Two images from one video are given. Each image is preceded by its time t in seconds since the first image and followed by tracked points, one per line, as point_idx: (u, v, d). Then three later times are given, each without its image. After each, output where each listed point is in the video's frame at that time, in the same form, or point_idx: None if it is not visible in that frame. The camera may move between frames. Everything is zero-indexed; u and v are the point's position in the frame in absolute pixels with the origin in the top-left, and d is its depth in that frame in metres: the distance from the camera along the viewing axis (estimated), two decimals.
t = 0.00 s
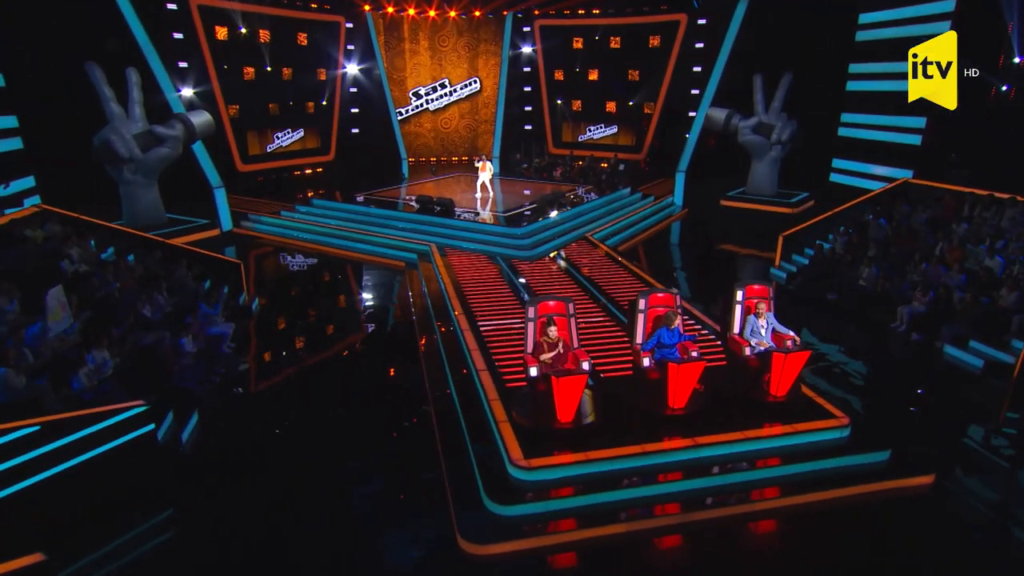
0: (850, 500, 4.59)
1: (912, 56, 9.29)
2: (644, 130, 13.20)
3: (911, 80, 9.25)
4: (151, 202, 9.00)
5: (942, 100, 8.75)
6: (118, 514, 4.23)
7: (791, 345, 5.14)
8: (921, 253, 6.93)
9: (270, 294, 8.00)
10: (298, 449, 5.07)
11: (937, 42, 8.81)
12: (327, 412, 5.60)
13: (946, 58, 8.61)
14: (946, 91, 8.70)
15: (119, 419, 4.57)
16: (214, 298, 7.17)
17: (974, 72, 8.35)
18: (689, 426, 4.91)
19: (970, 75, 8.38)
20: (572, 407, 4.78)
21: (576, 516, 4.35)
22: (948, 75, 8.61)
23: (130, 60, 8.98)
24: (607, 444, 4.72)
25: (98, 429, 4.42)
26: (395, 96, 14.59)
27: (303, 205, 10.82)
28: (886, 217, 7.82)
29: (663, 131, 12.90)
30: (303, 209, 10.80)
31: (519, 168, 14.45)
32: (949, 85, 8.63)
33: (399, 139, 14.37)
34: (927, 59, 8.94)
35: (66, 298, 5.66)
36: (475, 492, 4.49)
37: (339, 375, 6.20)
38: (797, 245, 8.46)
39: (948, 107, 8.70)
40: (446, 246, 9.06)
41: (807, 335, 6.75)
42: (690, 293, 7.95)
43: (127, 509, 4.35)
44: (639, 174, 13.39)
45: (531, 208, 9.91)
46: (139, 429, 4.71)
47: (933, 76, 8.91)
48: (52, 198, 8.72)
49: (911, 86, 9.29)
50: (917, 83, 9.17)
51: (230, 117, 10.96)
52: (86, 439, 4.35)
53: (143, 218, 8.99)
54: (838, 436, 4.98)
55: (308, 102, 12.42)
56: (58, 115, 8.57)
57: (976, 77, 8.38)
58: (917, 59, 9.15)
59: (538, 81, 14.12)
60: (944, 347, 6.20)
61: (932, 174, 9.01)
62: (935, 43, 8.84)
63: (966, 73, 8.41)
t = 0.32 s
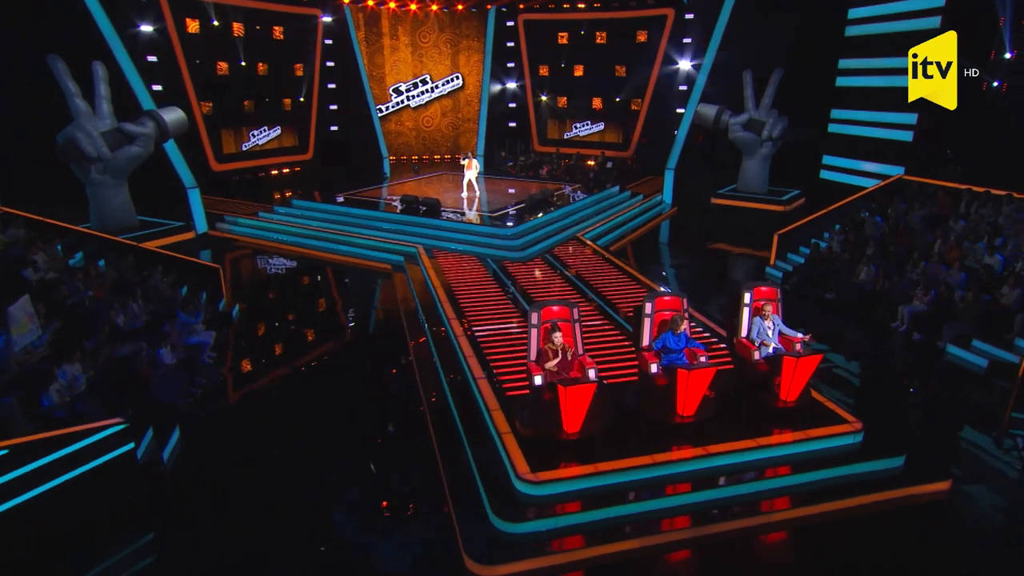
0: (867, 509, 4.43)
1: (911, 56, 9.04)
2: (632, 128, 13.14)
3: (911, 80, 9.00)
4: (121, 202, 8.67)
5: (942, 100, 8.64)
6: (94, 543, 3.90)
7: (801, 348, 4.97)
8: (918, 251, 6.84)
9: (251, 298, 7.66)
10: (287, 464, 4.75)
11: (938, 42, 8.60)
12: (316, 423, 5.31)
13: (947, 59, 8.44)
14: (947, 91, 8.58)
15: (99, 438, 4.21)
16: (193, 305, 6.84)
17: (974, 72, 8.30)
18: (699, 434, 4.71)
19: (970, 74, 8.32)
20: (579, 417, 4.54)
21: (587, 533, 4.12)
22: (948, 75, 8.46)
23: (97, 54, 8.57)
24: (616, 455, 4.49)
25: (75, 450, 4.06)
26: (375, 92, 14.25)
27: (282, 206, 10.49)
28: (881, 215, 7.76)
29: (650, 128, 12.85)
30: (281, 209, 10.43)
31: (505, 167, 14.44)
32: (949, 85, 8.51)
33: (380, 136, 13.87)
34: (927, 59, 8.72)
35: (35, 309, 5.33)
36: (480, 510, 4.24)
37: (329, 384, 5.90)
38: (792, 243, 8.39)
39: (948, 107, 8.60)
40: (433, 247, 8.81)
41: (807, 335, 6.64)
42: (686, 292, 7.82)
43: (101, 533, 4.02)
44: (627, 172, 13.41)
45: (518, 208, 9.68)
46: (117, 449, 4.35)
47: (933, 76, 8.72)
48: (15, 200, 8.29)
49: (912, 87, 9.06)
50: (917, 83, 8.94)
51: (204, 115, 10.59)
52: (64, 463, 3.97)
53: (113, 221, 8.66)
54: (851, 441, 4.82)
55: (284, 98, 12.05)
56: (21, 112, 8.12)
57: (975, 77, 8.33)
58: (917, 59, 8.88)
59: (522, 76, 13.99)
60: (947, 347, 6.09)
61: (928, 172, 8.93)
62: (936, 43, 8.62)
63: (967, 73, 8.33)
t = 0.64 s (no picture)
0: (883, 515, 4.28)
1: (910, 56, 8.99)
2: (616, 125, 13.08)
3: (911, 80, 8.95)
4: (87, 203, 8.24)
5: (943, 100, 8.59)
6: None
7: (810, 351, 4.87)
8: (914, 248, 6.77)
9: (229, 303, 7.31)
10: (278, 482, 4.45)
11: (938, 42, 8.61)
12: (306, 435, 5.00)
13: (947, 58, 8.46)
14: (947, 91, 8.54)
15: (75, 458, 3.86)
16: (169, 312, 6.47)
17: (975, 72, 8.29)
18: (711, 442, 4.53)
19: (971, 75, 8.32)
20: (587, 426, 4.31)
21: (601, 548, 3.89)
22: (949, 75, 8.46)
23: (56, 47, 8.10)
24: (628, 466, 4.27)
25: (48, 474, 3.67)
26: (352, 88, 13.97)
27: (259, 206, 10.10)
28: (874, 212, 7.73)
29: (635, 125, 12.86)
30: (257, 210, 10.05)
31: (489, 165, 14.14)
32: (950, 85, 8.47)
33: (359, 135, 13.66)
34: (927, 59, 8.70)
35: None
36: (486, 528, 3.99)
37: (318, 394, 5.60)
38: (785, 242, 8.34)
39: (948, 107, 8.55)
40: (418, 248, 8.53)
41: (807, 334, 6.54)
42: (680, 291, 7.67)
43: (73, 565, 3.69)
44: (614, 169, 13.47)
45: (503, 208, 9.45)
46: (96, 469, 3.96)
47: (933, 76, 8.69)
48: None
49: (912, 86, 8.98)
50: (916, 83, 8.91)
51: (174, 112, 10.18)
52: (33, 487, 3.58)
53: (79, 222, 8.22)
54: (863, 446, 4.68)
55: (258, 95, 11.65)
56: None
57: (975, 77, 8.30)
58: (917, 59, 8.87)
59: (504, 72, 13.76)
60: (947, 346, 6.01)
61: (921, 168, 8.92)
62: (935, 43, 8.64)
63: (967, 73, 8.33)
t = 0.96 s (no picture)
0: (904, 521, 4.13)
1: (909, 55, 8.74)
2: (600, 122, 13.24)
3: (911, 80, 8.74)
4: (50, 206, 7.84)
5: (943, 100, 8.45)
6: None
7: (819, 354, 4.75)
8: (910, 246, 6.73)
9: (206, 309, 6.96)
10: (267, 499, 4.14)
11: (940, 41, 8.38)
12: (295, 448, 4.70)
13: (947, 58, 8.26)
14: (948, 91, 8.39)
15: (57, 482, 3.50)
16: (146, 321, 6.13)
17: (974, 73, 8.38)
18: (724, 449, 4.36)
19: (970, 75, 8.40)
20: (598, 435, 4.11)
21: (617, 563, 3.67)
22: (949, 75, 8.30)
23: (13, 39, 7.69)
24: (641, 475, 4.07)
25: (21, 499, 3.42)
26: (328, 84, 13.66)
27: (233, 207, 9.70)
28: (868, 209, 7.71)
29: (621, 121, 12.89)
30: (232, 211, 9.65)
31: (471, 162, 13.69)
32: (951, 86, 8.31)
33: (335, 131, 13.02)
34: (928, 59, 8.50)
35: None
36: (495, 546, 3.75)
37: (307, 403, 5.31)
38: (778, 240, 8.29)
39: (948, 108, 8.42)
40: (404, 249, 8.26)
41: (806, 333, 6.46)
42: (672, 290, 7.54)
43: None
44: (599, 167, 13.41)
45: (486, 208, 9.19)
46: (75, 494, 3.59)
47: (933, 76, 8.51)
48: None
49: (913, 87, 8.76)
50: (917, 83, 8.69)
51: (141, 109, 9.77)
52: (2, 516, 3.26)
53: (42, 227, 7.82)
54: (876, 449, 4.55)
55: (230, 91, 11.27)
56: None
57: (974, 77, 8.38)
58: (918, 59, 8.62)
59: (485, 66, 13.61)
60: (947, 344, 5.94)
61: (908, 165, 8.91)
62: (936, 43, 8.42)
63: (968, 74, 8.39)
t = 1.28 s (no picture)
0: (926, 524, 3.98)
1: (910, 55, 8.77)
2: (586, 119, 13.11)
3: (911, 80, 8.78)
4: (14, 207, 7.42)
5: (942, 101, 8.45)
6: None
7: (831, 356, 4.62)
8: (907, 245, 6.72)
9: (186, 315, 6.61)
10: (261, 515, 3.83)
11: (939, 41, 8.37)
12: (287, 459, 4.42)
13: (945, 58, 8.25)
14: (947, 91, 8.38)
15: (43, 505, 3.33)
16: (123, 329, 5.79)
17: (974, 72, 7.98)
18: (739, 455, 4.19)
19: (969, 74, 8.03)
20: (610, 444, 3.92)
21: None
22: (948, 75, 8.28)
23: None
24: (656, 485, 3.87)
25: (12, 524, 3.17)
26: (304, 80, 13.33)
27: (209, 209, 9.30)
28: (862, 207, 7.69)
29: (606, 118, 12.82)
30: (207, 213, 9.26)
31: (453, 160, 13.45)
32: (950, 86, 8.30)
33: (312, 131, 12.58)
34: (927, 59, 8.52)
35: None
36: (507, 559, 3.51)
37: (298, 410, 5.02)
38: (772, 238, 8.24)
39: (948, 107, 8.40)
40: (391, 252, 7.99)
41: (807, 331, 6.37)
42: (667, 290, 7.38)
43: None
44: (584, 165, 13.32)
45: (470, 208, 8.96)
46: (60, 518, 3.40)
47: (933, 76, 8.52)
48: None
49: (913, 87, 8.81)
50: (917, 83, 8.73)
51: (107, 105, 9.34)
52: None
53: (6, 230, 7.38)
54: (889, 452, 4.43)
55: (202, 87, 10.87)
56: None
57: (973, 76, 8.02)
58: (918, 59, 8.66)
59: (466, 62, 13.35)
60: (947, 342, 5.85)
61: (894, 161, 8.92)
62: (935, 43, 8.41)
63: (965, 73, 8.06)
